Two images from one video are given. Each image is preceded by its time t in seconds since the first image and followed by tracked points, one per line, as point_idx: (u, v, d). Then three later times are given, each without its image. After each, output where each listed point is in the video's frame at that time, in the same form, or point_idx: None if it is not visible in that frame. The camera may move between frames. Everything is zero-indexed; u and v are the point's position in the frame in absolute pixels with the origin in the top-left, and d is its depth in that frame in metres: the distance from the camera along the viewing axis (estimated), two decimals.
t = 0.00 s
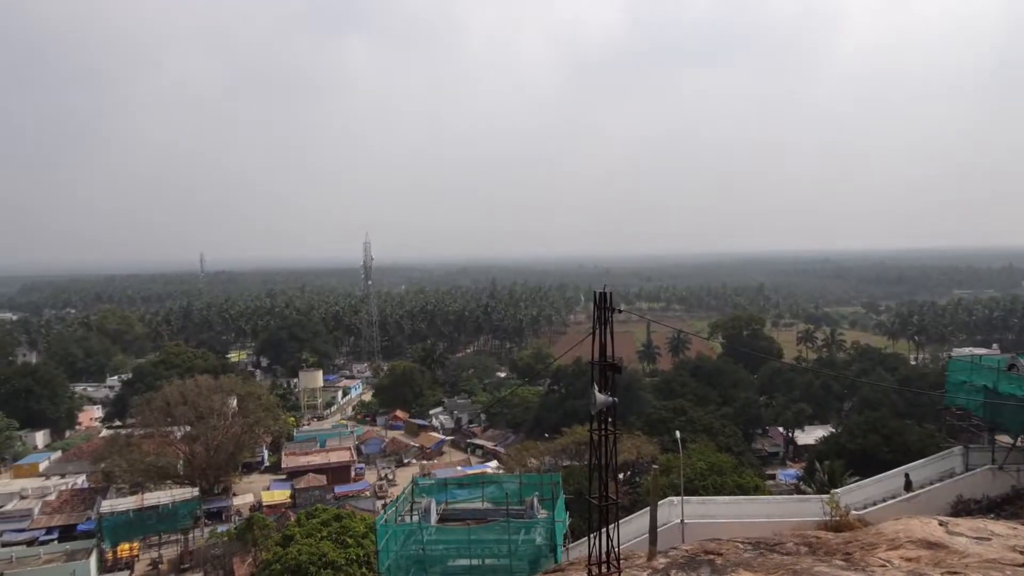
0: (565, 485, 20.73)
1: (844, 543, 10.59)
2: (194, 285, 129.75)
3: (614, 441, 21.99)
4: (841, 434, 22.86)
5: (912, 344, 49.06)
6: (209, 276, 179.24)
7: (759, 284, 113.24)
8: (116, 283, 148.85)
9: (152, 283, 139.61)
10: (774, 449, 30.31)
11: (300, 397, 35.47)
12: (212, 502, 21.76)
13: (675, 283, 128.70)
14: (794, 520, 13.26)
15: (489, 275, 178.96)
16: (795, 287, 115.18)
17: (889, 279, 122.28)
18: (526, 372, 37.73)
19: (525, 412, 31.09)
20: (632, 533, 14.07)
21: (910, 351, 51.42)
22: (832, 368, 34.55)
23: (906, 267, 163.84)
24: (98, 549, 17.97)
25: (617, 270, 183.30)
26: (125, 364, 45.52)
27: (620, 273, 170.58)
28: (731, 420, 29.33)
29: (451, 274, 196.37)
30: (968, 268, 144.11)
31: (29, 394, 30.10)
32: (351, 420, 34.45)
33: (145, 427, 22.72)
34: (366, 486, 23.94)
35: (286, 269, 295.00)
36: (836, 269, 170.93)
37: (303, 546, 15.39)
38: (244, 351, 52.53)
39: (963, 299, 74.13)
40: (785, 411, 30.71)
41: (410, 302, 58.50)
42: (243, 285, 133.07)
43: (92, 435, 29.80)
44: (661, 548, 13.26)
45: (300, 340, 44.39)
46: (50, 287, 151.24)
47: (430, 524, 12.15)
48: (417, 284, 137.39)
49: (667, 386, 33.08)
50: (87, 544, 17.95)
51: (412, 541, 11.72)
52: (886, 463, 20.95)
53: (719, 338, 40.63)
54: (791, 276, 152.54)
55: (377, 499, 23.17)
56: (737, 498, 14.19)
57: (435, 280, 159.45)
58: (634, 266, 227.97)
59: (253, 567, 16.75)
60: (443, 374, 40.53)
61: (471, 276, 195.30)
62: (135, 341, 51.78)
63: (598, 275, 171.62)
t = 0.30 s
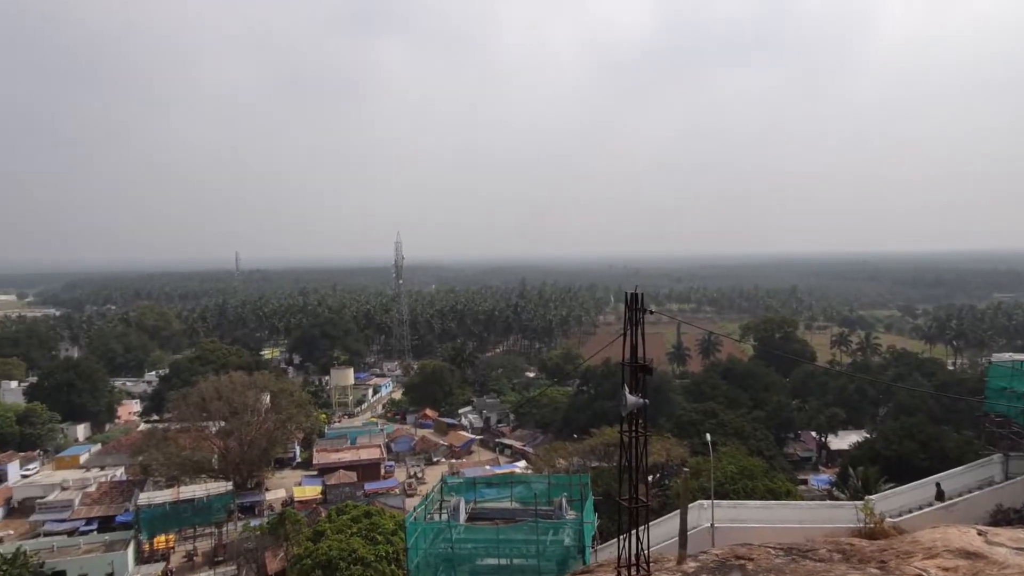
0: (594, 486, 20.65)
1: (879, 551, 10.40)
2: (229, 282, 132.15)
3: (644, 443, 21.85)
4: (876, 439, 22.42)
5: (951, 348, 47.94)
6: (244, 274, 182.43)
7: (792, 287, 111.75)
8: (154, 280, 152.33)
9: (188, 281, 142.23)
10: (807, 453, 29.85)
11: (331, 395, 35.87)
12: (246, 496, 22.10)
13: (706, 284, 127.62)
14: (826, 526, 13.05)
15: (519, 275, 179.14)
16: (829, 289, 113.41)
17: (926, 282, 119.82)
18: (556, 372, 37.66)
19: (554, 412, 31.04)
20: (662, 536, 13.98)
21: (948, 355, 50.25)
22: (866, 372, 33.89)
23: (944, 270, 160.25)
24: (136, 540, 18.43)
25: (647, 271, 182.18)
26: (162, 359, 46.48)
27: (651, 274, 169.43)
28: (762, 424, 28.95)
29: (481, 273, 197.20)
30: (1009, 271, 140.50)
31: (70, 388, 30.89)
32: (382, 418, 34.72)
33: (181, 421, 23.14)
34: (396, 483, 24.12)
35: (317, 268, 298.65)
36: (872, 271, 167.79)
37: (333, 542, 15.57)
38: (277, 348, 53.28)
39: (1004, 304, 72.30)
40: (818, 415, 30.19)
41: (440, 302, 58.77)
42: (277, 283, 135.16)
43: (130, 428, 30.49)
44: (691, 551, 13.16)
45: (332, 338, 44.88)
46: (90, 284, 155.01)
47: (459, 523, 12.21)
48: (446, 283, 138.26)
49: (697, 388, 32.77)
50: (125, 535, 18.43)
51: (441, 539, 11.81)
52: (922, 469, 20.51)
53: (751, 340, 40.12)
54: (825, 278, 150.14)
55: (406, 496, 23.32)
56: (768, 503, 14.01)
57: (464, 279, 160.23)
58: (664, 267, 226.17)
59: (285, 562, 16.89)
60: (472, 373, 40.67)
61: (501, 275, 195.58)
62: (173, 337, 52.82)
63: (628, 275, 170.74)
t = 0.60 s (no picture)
0: (633, 487, 20.53)
1: (926, 559, 10.15)
2: (274, 281, 134.87)
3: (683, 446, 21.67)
4: (923, 444, 21.85)
5: (1003, 352, 46.38)
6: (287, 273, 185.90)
7: (835, 288, 109.58)
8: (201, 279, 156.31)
9: (234, 280, 145.28)
10: (851, 458, 29.21)
11: (372, 393, 36.33)
12: (289, 491, 22.51)
13: (747, 285, 125.83)
14: (871, 533, 12.78)
15: (557, 275, 178.93)
16: (874, 291, 110.85)
17: (976, 284, 116.32)
18: (594, 373, 37.53)
19: (592, 412, 30.94)
20: (702, 539, 13.87)
21: (1000, 360, 48.64)
22: (914, 375, 33.01)
23: (996, 272, 155.25)
24: (183, 533, 18.94)
25: (686, 272, 180.36)
26: (209, 355, 47.63)
27: (690, 274, 167.69)
28: (805, 427, 28.43)
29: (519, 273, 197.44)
30: None
31: (122, 383, 31.86)
32: (421, 417, 35.05)
33: (227, 417, 23.74)
34: (435, 481, 24.32)
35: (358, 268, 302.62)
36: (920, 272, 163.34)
37: (373, 538, 15.79)
38: (319, 346, 54.15)
39: None
40: (863, 419, 29.51)
41: (478, 301, 59.03)
42: (319, 283, 137.39)
43: (179, 423, 31.33)
44: (732, 555, 13.02)
45: (372, 336, 45.45)
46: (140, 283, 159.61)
47: (497, 522, 12.28)
48: (485, 284, 139.00)
49: (738, 390, 32.33)
50: (173, 527, 18.93)
51: (479, 538, 11.91)
52: (972, 476, 19.91)
53: (793, 342, 39.42)
54: (870, 279, 146.80)
55: (445, 494, 23.50)
56: (811, 508, 13.79)
57: (502, 279, 160.90)
58: (704, 268, 223.54)
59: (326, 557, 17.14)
60: (511, 373, 40.78)
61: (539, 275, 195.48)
62: (219, 335, 54.12)
63: (667, 275, 169.25)
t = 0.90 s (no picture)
0: (677, 491, 20.30)
1: (984, 572, 9.82)
2: (322, 281, 137.22)
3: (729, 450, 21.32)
4: (982, 453, 21.09)
5: None
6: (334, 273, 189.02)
7: (890, 291, 106.47)
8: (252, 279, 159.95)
9: (284, 280, 148.43)
10: (904, 466, 28.36)
11: (417, 392, 36.72)
12: (336, 487, 22.90)
13: (797, 287, 123.14)
14: (926, 543, 12.40)
15: (602, 277, 178.07)
16: (931, 294, 107.24)
17: None
18: (639, 375, 37.23)
19: (636, 414, 30.69)
20: (749, 545, 13.64)
21: None
22: (972, 382, 31.86)
23: None
24: (235, 525, 19.45)
25: (733, 273, 177.48)
26: (260, 353, 48.78)
27: (738, 276, 165.13)
28: (857, 434, 27.70)
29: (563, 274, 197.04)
30: None
31: (178, 378, 32.87)
32: (465, 416, 35.30)
33: (277, 414, 24.21)
34: (479, 480, 24.46)
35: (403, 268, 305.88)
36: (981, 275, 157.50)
37: (418, 535, 15.96)
38: (366, 345, 54.95)
39: None
40: (918, 426, 28.61)
41: (523, 302, 59.11)
42: (366, 282, 139.24)
43: (231, 418, 32.17)
44: (780, 563, 12.77)
45: (418, 336, 45.93)
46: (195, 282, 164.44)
47: (540, 523, 12.31)
48: (530, 284, 139.03)
49: (787, 395, 31.69)
50: (225, 520, 19.46)
51: (522, 538, 11.95)
52: None
53: (845, 346, 38.44)
54: (927, 282, 142.37)
55: (489, 494, 23.60)
56: (862, 516, 13.44)
57: (547, 280, 160.79)
58: (752, 270, 219.65)
59: (372, 553, 17.40)
60: (555, 374, 40.72)
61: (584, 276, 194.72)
62: (270, 333, 55.37)
63: (714, 277, 166.90)
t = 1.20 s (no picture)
0: (710, 495, 20.09)
1: None
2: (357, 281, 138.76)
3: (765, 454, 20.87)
4: None
5: None
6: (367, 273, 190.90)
7: (931, 294, 104.05)
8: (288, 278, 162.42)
9: (319, 280, 150.40)
10: (944, 473, 27.70)
11: (449, 392, 36.93)
12: (368, 485, 23.12)
13: (834, 289, 121.01)
14: (967, 553, 12.11)
15: (635, 278, 177.13)
16: (975, 297, 104.48)
17: None
18: (671, 377, 36.95)
19: (669, 417, 30.47)
20: (784, 551, 13.43)
21: None
22: (1017, 388, 30.97)
23: None
24: (270, 521, 19.77)
25: (767, 275, 175.21)
26: (296, 351, 49.50)
27: (773, 277, 162.92)
28: (895, 440, 27.13)
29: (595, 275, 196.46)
30: None
31: (217, 376, 33.54)
32: (496, 417, 35.39)
33: (312, 412, 24.57)
34: (510, 481, 24.50)
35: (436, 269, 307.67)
36: None
37: (450, 534, 16.05)
38: (399, 344, 55.41)
39: None
40: (959, 432, 27.91)
41: (555, 303, 59.07)
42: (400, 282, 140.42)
43: (267, 416, 32.72)
44: (816, 569, 12.55)
45: (451, 336, 46.20)
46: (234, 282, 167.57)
47: (572, 525, 12.28)
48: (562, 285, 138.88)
49: (823, 399, 31.16)
50: (261, 516, 19.79)
51: (554, 539, 11.95)
52: None
53: (883, 349, 37.68)
54: (970, 284, 138.93)
55: (520, 494, 23.63)
56: (901, 524, 13.15)
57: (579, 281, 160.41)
58: (787, 271, 216.48)
59: (405, 551, 17.54)
60: (587, 375, 40.62)
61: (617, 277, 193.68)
62: (305, 332, 56.15)
63: (749, 278, 164.97)
